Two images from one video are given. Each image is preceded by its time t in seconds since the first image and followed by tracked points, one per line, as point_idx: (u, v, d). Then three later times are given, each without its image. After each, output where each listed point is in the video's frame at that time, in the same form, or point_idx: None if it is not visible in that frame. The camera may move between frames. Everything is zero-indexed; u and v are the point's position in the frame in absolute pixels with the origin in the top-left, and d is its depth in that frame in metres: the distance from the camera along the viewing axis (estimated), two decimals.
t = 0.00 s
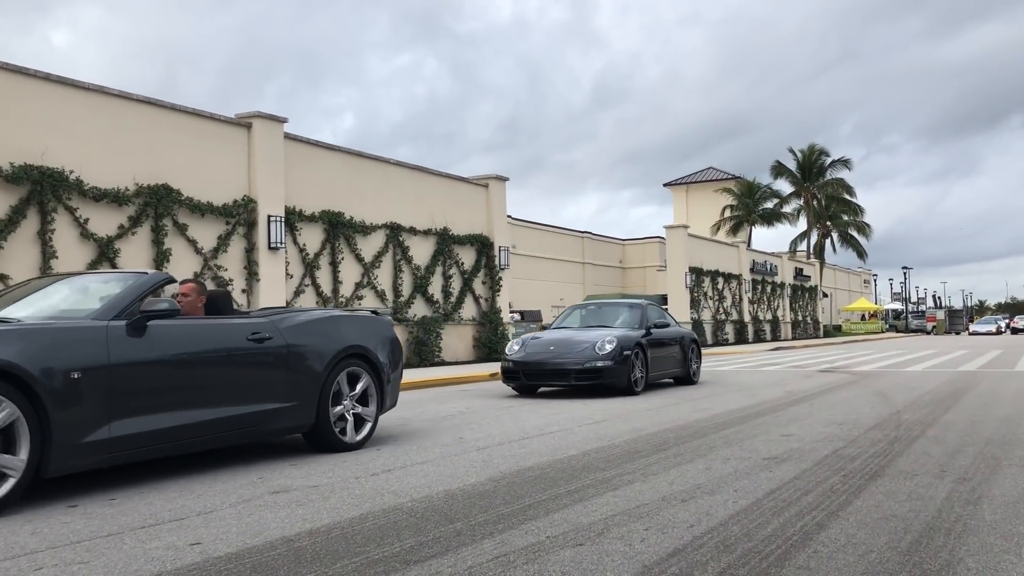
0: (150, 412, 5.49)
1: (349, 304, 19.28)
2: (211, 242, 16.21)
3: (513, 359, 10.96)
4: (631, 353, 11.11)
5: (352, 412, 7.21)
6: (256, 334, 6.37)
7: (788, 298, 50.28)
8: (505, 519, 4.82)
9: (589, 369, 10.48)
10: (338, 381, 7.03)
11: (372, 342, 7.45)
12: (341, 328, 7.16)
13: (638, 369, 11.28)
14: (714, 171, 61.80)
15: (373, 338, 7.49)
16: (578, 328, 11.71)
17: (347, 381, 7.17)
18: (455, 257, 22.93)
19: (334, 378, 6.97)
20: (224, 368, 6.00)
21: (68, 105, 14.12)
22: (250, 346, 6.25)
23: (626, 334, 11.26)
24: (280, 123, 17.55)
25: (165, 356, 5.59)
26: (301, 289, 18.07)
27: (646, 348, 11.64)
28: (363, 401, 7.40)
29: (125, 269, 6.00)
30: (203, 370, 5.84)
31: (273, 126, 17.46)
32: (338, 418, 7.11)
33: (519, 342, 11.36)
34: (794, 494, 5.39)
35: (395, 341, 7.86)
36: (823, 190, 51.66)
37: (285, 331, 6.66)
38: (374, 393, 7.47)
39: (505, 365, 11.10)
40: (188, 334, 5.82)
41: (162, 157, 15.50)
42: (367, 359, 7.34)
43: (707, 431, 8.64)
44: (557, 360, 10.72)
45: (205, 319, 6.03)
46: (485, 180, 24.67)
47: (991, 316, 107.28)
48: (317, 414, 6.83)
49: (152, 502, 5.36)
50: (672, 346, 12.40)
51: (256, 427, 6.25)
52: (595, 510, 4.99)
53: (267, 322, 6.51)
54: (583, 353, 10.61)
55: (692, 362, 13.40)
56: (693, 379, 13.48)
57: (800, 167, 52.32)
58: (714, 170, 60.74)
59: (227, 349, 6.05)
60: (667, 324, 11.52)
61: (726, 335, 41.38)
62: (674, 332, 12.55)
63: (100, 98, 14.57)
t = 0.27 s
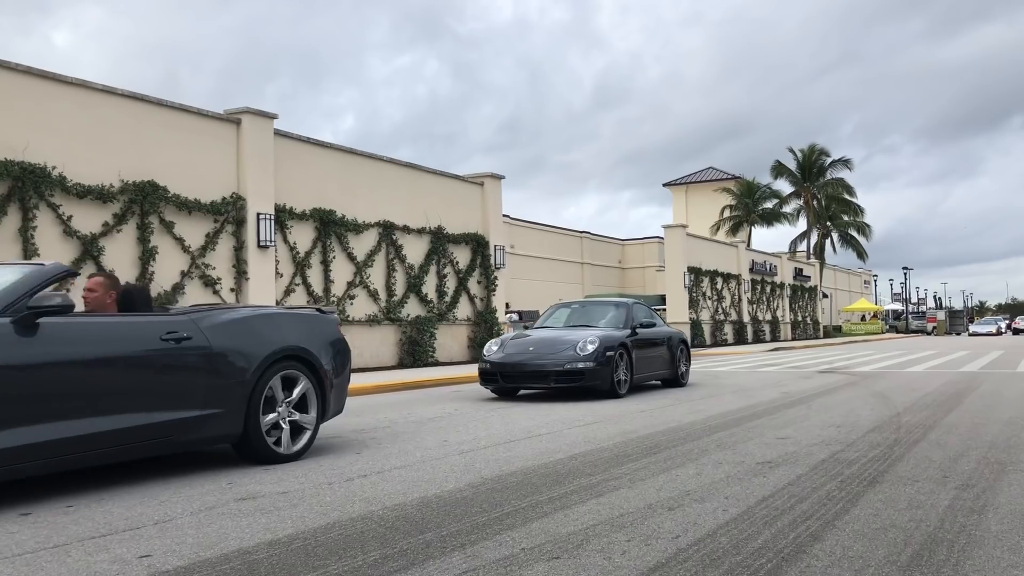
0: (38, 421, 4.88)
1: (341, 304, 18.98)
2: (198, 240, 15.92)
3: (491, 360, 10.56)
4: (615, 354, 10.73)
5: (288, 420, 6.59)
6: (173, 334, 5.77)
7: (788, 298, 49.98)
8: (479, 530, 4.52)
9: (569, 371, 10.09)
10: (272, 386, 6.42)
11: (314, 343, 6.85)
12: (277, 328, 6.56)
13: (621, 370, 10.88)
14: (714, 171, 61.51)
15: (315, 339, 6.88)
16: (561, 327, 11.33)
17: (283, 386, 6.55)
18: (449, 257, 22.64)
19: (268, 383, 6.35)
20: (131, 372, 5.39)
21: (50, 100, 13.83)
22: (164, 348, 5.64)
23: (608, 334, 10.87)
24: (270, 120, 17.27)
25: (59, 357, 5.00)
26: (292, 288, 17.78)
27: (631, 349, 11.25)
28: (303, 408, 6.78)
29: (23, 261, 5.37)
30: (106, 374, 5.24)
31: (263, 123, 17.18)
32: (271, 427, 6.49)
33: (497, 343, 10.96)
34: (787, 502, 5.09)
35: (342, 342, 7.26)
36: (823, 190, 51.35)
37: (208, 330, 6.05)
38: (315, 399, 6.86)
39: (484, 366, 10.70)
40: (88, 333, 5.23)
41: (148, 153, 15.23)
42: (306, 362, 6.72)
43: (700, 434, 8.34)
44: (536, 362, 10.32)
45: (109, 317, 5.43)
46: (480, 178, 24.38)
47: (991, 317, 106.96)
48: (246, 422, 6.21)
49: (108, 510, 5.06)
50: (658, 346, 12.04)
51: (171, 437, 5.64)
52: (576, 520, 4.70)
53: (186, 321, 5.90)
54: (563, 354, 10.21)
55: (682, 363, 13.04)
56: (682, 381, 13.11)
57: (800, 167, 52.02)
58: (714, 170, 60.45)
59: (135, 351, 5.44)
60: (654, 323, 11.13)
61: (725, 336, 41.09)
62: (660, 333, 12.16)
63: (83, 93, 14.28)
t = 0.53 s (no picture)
0: None
1: (333, 305, 18.70)
2: (186, 241, 15.65)
3: (466, 366, 10.17)
4: (596, 358, 10.36)
5: (208, 434, 5.95)
6: (70, 340, 5.17)
7: (788, 299, 49.70)
8: (450, 550, 4.24)
9: (546, 377, 9.71)
10: (190, 399, 5.78)
11: (240, 350, 6.22)
12: (198, 334, 5.94)
13: (602, 376, 10.50)
14: (714, 171, 61.24)
15: (243, 346, 6.26)
16: (542, 331, 10.96)
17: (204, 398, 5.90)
18: (444, 257, 22.36)
19: (184, 396, 5.73)
20: (17, 382, 4.80)
21: (32, 98, 13.55)
22: (58, 354, 5.04)
23: (589, 337, 10.49)
24: (260, 119, 17.00)
25: None
26: (282, 290, 17.51)
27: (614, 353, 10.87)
28: (229, 420, 6.16)
29: None
30: None
31: (252, 122, 16.91)
32: (189, 442, 5.86)
33: (473, 348, 10.57)
34: (780, 517, 4.80)
35: (276, 349, 6.65)
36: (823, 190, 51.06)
37: (114, 336, 5.45)
38: (242, 412, 6.22)
39: (459, 372, 10.31)
40: None
41: (134, 152, 14.95)
42: (231, 370, 6.09)
43: (693, 441, 8.06)
44: (511, 367, 9.94)
45: None
46: (476, 178, 24.11)
47: (992, 317, 106.69)
48: (159, 438, 5.59)
49: (61, 526, 4.78)
50: (645, 350, 11.67)
51: (66, 458, 5.05)
52: (555, 538, 4.41)
53: (86, 325, 5.29)
54: (540, 358, 9.84)
55: (670, 367, 12.64)
56: (670, 387, 12.72)
57: (800, 167, 51.72)
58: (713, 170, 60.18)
59: (18, 360, 4.82)
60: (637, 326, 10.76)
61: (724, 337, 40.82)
62: (646, 336, 11.78)
63: (67, 90, 14.01)
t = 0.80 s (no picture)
0: None
1: (323, 305, 18.40)
2: (170, 240, 15.38)
3: (433, 368, 9.64)
4: (572, 359, 9.88)
5: (101, 448, 5.23)
6: None
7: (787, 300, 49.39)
8: (410, 563, 3.94)
9: (518, 379, 9.19)
10: (76, 409, 5.05)
11: (140, 352, 5.50)
12: (88, 335, 5.23)
13: (579, 378, 10.00)
14: (713, 171, 60.94)
15: (144, 348, 5.55)
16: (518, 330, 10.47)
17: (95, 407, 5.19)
18: (437, 256, 22.07)
19: (67, 405, 5.00)
20: None
21: (11, 93, 13.27)
22: None
23: (563, 338, 10.00)
24: (247, 115, 16.73)
25: None
26: (270, 289, 17.22)
27: (591, 354, 10.37)
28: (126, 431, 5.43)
29: None
30: None
31: (240, 118, 16.64)
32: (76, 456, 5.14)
33: (441, 349, 10.02)
34: (766, 527, 4.50)
35: (188, 351, 5.93)
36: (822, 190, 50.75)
37: None
38: (144, 422, 5.50)
39: (426, 374, 9.77)
40: None
41: (116, 149, 14.66)
42: (129, 374, 5.39)
43: (682, 444, 7.77)
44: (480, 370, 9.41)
45: None
46: (470, 176, 23.82)
47: (994, 318, 106.44)
48: (38, 451, 4.89)
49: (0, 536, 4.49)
50: (626, 351, 11.21)
51: None
52: (524, 551, 4.11)
53: None
54: (512, 360, 9.32)
55: (653, 370, 12.16)
56: (654, 390, 12.23)
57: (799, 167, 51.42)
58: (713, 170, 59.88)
59: None
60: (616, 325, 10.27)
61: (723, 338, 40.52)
62: (626, 337, 11.29)
63: (47, 85, 13.73)
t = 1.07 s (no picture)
0: None
1: (312, 306, 18.14)
2: (156, 240, 15.13)
3: (395, 373, 9.18)
4: (543, 364, 9.43)
5: None
6: None
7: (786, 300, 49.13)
8: None
9: (484, 386, 8.76)
10: None
11: (13, 360, 4.95)
12: None
13: (551, 383, 9.55)
14: (713, 172, 60.69)
15: (20, 355, 5.00)
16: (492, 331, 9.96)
17: None
18: (430, 256, 21.82)
19: None
20: None
21: None
22: None
23: (534, 339, 9.52)
24: (235, 113, 16.47)
25: None
26: (259, 290, 16.96)
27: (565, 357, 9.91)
28: None
29: None
30: None
31: (228, 116, 16.37)
32: None
33: (405, 351, 9.55)
34: (749, 542, 4.25)
35: (81, 358, 5.37)
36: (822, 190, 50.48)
37: None
38: (21, 434, 4.96)
39: (388, 379, 9.30)
40: None
41: (99, 146, 14.39)
42: None
43: (669, 450, 7.52)
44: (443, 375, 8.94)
45: None
46: (464, 175, 23.56)
47: (993, 319, 106.20)
48: None
49: None
50: (603, 354, 10.74)
51: None
52: (490, 568, 3.86)
53: None
54: (477, 364, 8.87)
55: (634, 373, 11.70)
56: (634, 394, 11.77)
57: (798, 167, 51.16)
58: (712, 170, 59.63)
59: None
60: (592, 327, 9.80)
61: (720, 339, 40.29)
62: (604, 338, 10.82)
63: (29, 81, 13.47)
